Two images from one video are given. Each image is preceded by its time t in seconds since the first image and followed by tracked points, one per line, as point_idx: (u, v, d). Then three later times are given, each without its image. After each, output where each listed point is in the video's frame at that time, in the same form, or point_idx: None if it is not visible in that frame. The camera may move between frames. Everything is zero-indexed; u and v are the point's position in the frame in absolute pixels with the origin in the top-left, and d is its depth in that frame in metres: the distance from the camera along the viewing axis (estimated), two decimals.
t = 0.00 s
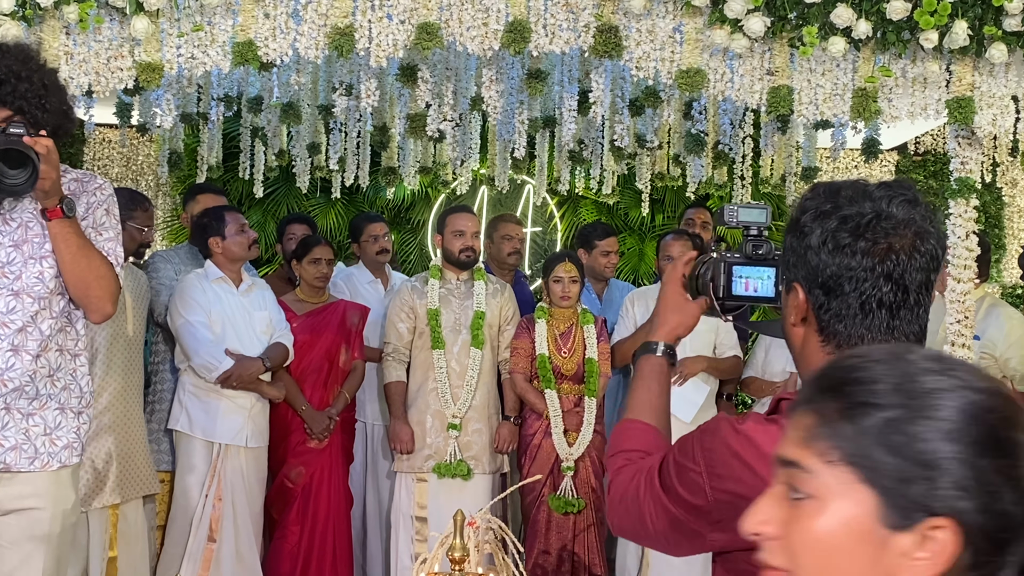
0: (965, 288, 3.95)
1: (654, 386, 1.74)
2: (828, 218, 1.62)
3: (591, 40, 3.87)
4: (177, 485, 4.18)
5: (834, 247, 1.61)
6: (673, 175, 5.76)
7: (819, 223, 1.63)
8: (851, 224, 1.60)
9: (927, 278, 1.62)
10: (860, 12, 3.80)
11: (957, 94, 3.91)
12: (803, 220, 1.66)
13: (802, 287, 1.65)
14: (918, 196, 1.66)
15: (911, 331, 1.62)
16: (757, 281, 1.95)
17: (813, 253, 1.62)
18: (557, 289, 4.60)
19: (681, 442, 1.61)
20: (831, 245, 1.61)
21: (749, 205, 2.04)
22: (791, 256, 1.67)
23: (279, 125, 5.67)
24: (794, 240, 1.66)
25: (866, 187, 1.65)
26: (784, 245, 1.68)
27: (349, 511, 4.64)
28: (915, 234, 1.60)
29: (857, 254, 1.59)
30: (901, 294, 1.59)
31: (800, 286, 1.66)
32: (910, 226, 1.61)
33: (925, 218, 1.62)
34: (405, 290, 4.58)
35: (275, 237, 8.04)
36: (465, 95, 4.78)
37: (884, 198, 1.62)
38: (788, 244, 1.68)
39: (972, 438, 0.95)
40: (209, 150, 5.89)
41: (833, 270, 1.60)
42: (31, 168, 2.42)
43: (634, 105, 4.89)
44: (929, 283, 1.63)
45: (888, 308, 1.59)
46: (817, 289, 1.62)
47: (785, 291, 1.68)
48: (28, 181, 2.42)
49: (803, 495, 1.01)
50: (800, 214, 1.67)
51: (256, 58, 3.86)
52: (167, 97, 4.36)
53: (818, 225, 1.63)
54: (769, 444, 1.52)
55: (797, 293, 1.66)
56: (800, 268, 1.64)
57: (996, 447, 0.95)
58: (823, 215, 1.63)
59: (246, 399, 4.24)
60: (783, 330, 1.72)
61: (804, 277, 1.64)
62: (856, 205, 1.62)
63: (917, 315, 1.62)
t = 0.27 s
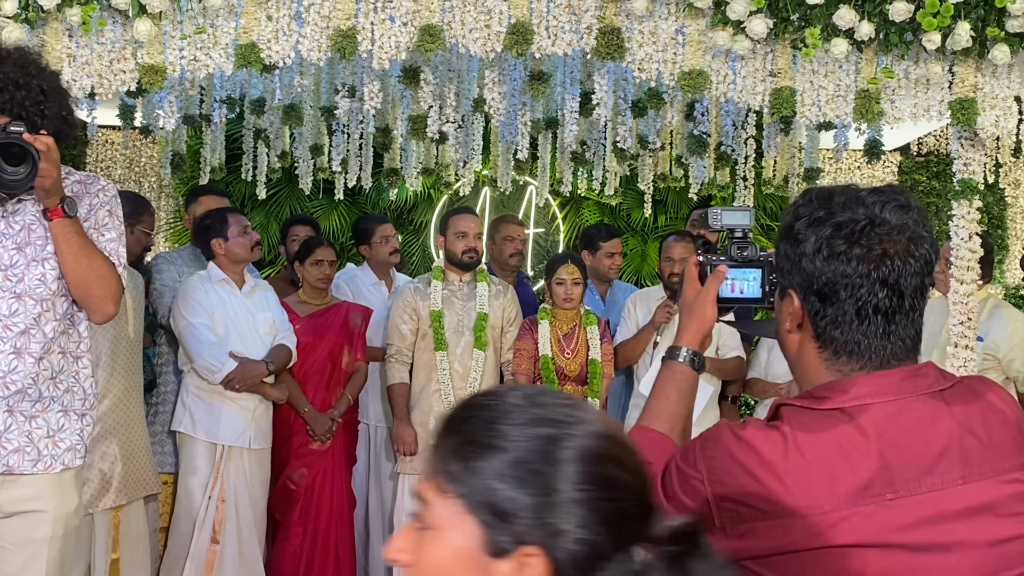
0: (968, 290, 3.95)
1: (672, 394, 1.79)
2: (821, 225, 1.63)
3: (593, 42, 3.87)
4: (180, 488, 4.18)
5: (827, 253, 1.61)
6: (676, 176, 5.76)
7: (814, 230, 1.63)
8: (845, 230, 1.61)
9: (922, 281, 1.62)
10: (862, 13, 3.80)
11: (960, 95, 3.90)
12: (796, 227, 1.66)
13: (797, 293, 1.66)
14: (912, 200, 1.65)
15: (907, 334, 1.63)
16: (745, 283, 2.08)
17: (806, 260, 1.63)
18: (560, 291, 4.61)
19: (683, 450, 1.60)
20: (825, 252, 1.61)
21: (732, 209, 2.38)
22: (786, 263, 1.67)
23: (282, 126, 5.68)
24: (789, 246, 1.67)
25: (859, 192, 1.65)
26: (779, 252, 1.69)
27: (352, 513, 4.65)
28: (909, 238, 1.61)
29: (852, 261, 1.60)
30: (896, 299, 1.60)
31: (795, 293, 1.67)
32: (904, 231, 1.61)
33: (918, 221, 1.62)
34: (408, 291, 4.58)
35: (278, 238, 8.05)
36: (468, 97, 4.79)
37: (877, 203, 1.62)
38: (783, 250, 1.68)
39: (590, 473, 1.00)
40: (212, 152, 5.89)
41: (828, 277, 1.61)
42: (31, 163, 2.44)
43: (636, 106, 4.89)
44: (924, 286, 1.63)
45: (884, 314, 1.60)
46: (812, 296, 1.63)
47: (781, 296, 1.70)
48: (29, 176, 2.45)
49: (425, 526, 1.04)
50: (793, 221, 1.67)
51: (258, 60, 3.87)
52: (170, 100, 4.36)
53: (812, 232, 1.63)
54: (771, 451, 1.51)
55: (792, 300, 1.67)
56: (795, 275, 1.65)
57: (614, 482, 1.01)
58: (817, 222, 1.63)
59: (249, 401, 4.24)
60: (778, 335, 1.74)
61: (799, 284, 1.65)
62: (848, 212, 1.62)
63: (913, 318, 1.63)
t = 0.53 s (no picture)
0: (973, 290, 3.94)
1: (676, 393, 1.78)
2: (825, 226, 1.62)
3: (598, 43, 3.87)
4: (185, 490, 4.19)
5: (832, 253, 1.61)
6: (680, 177, 5.75)
7: (818, 231, 1.63)
8: (849, 231, 1.60)
9: (927, 281, 1.62)
10: (867, 14, 3.80)
11: (965, 96, 3.90)
12: (800, 230, 1.66)
13: (802, 295, 1.66)
14: (913, 200, 1.66)
15: (913, 334, 1.62)
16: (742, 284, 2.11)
17: (810, 261, 1.63)
18: (565, 293, 4.59)
19: (689, 451, 1.63)
20: (830, 252, 1.61)
21: (730, 211, 2.41)
22: (790, 264, 1.67)
23: (286, 128, 5.68)
24: (793, 247, 1.66)
25: (861, 193, 1.65)
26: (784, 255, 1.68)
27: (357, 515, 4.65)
28: (913, 238, 1.60)
29: (857, 260, 1.59)
30: (901, 299, 1.59)
31: (800, 294, 1.66)
32: (907, 230, 1.61)
33: (921, 221, 1.62)
34: (413, 292, 4.58)
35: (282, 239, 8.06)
36: (472, 98, 4.78)
37: (879, 204, 1.62)
38: (787, 252, 1.68)
39: (274, 411, 1.23)
40: (216, 153, 5.90)
41: (833, 277, 1.60)
42: (33, 165, 2.44)
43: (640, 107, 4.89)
44: (929, 286, 1.63)
45: (890, 313, 1.59)
46: (818, 296, 1.63)
47: (785, 298, 1.69)
48: (32, 178, 2.45)
49: (115, 456, 1.31)
50: (796, 223, 1.67)
51: (264, 62, 3.87)
52: (175, 102, 4.37)
53: (817, 233, 1.63)
54: (775, 452, 1.52)
55: (797, 302, 1.67)
56: (800, 276, 1.65)
57: (285, 418, 1.24)
58: (820, 224, 1.63)
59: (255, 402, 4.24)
60: (781, 337, 1.74)
61: (804, 285, 1.65)
62: (852, 212, 1.62)
63: (919, 318, 1.62)
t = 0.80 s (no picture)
0: (978, 289, 3.94)
1: (681, 389, 1.77)
2: (829, 224, 1.62)
3: (602, 43, 3.86)
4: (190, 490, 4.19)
5: (836, 251, 1.60)
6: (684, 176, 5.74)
7: (822, 230, 1.63)
8: (854, 229, 1.60)
9: (932, 280, 1.61)
10: (872, 13, 3.79)
11: (970, 94, 3.89)
12: (804, 229, 1.66)
13: (807, 294, 1.65)
14: (918, 200, 1.66)
15: (918, 334, 1.61)
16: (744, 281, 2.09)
17: (815, 259, 1.63)
18: (568, 294, 4.60)
19: (693, 448, 1.62)
20: (835, 251, 1.60)
21: (733, 207, 2.39)
22: (795, 264, 1.67)
23: (290, 128, 5.68)
24: (797, 246, 1.66)
25: (866, 192, 1.65)
26: (788, 254, 1.68)
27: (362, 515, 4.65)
28: (918, 236, 1.60)
29: (862, 258, 1.59)
30: (907, 297, 1.59)
31: (805, 293, 1.66)
32: (912, 228, 1.60)
33: (926, 220, 1.62)
34: (417, 292, 4.59)
35: (285, 240, 8.06)
36: (476, 98, 4.78)
37: (883, 203, 1.62)
38: (791, 251, 1.68)
39: None
40: (220, 153, 5.90)
41: (838, 275, 1.60)
42: (39, 164, 2.42)
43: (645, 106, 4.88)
44: (934, 285, 1.62)
45: (895, 312, 1.59)
46: (822, 295, 1.62)
47: (790, 297, 1.69)
48: (38, 177, 2.42)
49: None
50: (801, 222, 1.67)
51: (267, 62, 3.85)
52: (179, 102, 4.37)
53: (821, 232, 1.63)
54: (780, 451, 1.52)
55: (801, 301, 1.66)
56: (805, 274, 1.64)
57: None
58: (825, 222, 1.63)
59: (259, 402, 4.24)
60: (787, 336, 1.73)
61: (809, 283, 1.64)
62: (856, 211, 1.62)
63: (924, 317, 1.61)
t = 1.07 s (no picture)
0: (982, 287, 3.93)
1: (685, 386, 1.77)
2: (833, 222, 1.61)
3: (605, 41, 3.86)
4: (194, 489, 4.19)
5: (840, 250, 1.59)
6: (688, 174, 5.73)
7: (826, 227, 1.62)
8: (858, 227, 1.59)
9: (936, 278, 1.61)
10: (875, 10, 3.77)
11: (973, 91, 3.87)
12: (808, 226, 1.64)
13: (810, 292, 1.65)
14: (922, 197, 1.65)
15: (921, 332, 1.61)
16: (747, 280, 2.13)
17: (818, 257, 1.62)
18: (571, 294, 4.59)
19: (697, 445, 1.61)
20: (839, 249, 1.59)
21: (737, 206, 2.42)
22: (798, 261, 1.66)
23: (293, 127, 5.67)
24: (801, 244, 1.65)
25: (870, 189, 1.64)
26: (792, 252, 1.67)
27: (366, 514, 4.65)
28: (922, 234, 1.59)
29: (866, 257, 1.58)
30: (910, 295, 1.58)
31: (808, 291, 1.65)
32: (916, 227, 1.60)
33: (930, 218, 1.61)
34: (420, 291, 4.59)
35: (289, 239, 8.06)
36: (479, 96, 4.77)
37: (887, 201, 1.61)
38: (795, 249, 1.67)
39: None
40: (223, 152, 5.90)
41: (841, 274, 1.59)
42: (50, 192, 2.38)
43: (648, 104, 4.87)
44: (938, 284, 1.61)
45: (898, 310, 1.58)
46: (825, 293, 1.62)
47: (794, 295, 1.68)
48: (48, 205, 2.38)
49: None
50: (804, 219, 1.66)
51: (269, 61, 3.86)
52: (181, 101, 4.37)
53: (825, 230, 1.62)
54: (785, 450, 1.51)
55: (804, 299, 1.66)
56: (808, 272, 1.64)
57: None
58: (829, 220, 1.62)
59: (262, 401, 4.24)
60: (791, 334, 1.72)
61: (812, 281, 1.63)
62: (861, 208, 1.60)
63: (927, 317, 1.61)
